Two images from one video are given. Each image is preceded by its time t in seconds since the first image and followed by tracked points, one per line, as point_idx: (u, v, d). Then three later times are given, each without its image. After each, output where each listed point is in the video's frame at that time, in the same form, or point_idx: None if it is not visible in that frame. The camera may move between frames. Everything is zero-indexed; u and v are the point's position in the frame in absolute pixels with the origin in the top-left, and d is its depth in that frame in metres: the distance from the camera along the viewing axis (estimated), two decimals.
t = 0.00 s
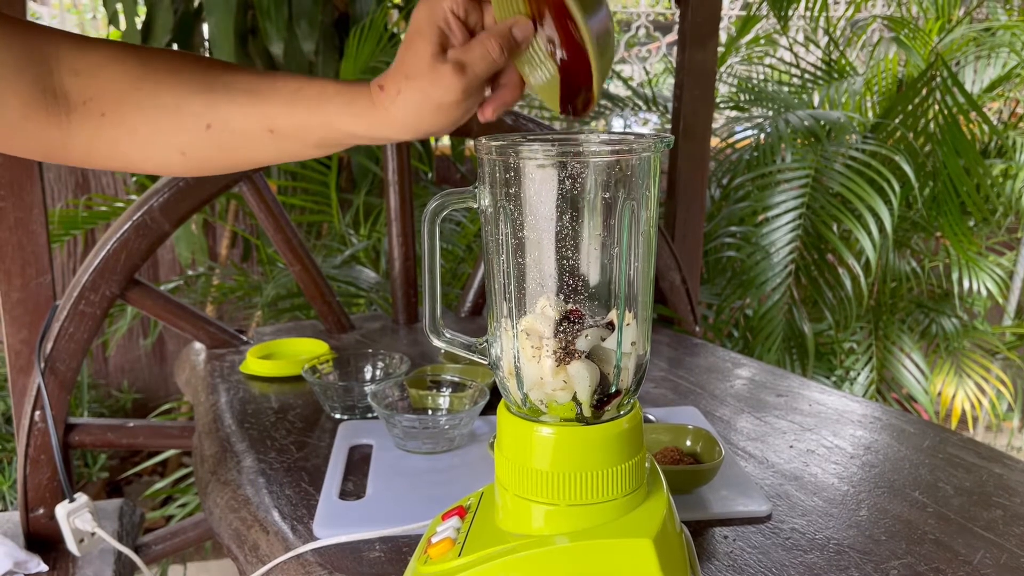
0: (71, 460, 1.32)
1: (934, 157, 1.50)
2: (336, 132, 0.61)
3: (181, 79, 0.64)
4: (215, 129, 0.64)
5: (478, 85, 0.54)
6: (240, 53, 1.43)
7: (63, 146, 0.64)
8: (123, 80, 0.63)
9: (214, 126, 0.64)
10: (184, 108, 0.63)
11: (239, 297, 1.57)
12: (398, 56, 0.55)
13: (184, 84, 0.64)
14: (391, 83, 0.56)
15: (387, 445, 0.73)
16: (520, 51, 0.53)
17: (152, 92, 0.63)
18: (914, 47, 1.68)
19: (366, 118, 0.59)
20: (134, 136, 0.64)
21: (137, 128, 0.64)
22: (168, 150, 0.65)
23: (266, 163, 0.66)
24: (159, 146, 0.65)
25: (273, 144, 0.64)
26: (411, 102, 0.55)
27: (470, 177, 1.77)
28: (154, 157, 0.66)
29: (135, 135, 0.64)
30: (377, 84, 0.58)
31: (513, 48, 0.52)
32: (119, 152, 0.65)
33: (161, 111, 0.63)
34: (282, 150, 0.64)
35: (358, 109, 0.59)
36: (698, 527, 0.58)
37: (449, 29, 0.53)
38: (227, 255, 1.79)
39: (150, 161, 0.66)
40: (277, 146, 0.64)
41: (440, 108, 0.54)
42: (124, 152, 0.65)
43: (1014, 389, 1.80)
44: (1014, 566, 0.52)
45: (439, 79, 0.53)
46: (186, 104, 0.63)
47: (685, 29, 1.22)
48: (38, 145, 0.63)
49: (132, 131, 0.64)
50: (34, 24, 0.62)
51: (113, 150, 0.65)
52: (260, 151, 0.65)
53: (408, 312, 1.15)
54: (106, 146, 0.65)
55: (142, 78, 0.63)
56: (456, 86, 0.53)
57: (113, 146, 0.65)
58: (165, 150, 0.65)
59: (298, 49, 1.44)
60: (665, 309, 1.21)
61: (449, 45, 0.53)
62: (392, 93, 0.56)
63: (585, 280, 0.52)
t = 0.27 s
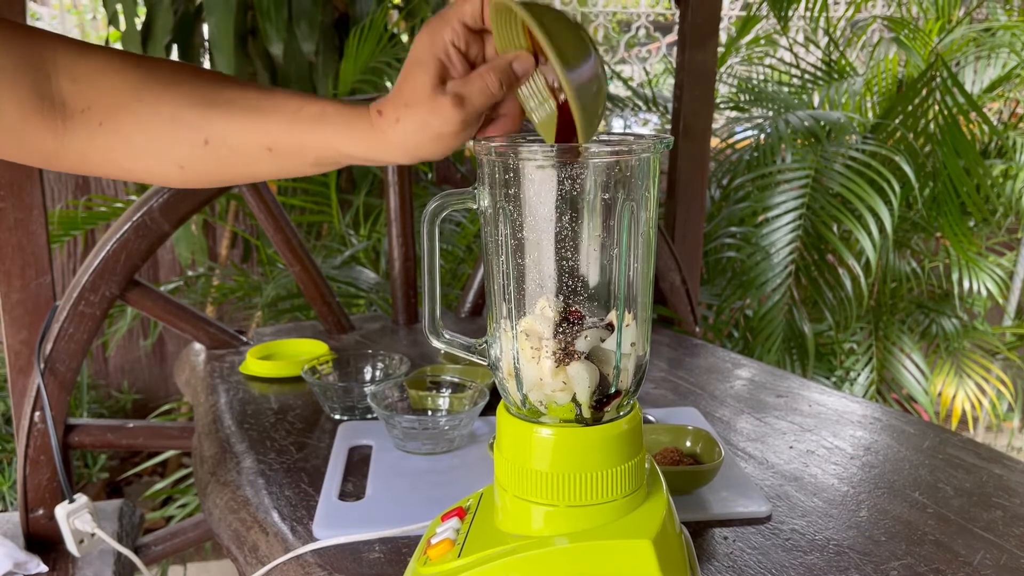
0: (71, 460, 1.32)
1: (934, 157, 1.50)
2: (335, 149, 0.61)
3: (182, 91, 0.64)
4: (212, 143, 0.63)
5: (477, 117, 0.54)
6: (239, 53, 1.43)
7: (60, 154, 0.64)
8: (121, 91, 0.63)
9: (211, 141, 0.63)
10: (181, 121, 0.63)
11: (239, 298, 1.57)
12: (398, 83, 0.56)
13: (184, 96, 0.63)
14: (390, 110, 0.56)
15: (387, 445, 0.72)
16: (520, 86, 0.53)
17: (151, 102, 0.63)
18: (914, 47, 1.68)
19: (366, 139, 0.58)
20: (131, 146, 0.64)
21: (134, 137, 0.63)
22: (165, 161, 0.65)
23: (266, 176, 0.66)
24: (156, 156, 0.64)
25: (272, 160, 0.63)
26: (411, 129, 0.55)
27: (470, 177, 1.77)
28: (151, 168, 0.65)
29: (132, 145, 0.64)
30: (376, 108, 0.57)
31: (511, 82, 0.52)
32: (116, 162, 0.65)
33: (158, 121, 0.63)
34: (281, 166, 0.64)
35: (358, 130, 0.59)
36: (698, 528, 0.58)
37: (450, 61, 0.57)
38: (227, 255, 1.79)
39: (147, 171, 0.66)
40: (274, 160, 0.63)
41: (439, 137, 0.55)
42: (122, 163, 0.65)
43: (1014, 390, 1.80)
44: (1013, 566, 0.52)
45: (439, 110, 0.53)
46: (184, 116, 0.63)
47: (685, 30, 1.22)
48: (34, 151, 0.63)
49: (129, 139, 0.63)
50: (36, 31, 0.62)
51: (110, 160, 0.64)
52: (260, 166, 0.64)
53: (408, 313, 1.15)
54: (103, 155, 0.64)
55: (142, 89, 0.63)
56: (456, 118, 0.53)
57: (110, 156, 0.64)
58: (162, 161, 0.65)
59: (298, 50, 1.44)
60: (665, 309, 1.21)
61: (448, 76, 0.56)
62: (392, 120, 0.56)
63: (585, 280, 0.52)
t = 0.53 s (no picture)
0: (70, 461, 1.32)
1: (934, 158, 1.49)
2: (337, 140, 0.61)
3: (182, 85, 0.64)
4: (213, 137, 0.63)
5: (472, 95, 0.55)
6: (239, 54, 1.43)
7: (59, 152, 0.63)
8: (121, 86, 0.63)
9: (212, 136, 0.63)
10: (179, 117, 0.63)
11: (239, 298, 1.58)
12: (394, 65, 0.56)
13: (185, 90, 0.63)
14: (388, 93, 0.57)
15: (387, 446, 0.73)
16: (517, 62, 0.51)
17: (152, 98, 0.63)
18: (914, 47, 1.68)
19: (363, 127, 0.59)
20: (131, 141, 0.64)
21: (135, 133, 0.63)
22: (165, 156, 0.65)
23: (266, 169, 0.66)
24: (156, 150, 0.64)
25: (273, 155, 0.64)
26: (407, 112, 0.56)
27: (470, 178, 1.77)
28: (151, 162, 0.65)
29: (133, 141, 0.63)
30: (374, 94, 0.58)
31: (506, 60, 0.51)
32: (116, 158, 0.65)
33: (160, 116, 0.63)
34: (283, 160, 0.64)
35: (356, 118, 0.59)
36: (698, 529, 0.58)
37: (444, 41, 0.55)
38: (227, 256, 1.79)
39: (147, 166, 0.66)
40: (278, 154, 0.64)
41: (436, 118, 0.55)
42: (122, 159, 0.65)
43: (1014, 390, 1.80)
44: (1013, 567, 0.52)
45: (433, 89, 0.54)
46: (185, 111, 0.63)
47: (685, 30, 1.22)
48: (33, 149, 0.63)
49: (130, 136, 0.63)
50: (34, 27, 0.62)
51: (110, 156, 0.64)
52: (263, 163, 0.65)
53: (408, 313, 1.15)
54: (103, 151, 0.64)
55: (142, 84, 0.63)
56: (451, 95, 0.54)
57: (110, 152, 0.64)
58: (162, 156, 0.65)
59: (298, 51, 1.44)
60: (665, 310, 1.21)
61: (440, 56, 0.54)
62: (387, 104, 0.57)
63: (584, 281, 0.52)
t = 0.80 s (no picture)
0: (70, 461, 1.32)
1: (935, 158, 1.49)
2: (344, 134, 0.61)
3: (191, 75, 0.63)
4: (224, 127, 0.63)
5: (485, 96, 0.54)
6: (239, 54, 1.43)
7: (71, 143, 0.64)
8: (130, 76, 0.63)
9: (222, 126, 0.63)
10: (190, 106, 0.63)
11: (239, 298, 1.58)
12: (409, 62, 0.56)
13: (192, 80, 0.63)
14: (400, 89, 0.56)
15: (387, 446, 0.73)
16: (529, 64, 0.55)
17: (161, 88, 0.63)
18: (914, 48, 1.68)
19: (375, 123, 0.59)
20: (143, 132, 0.64)
21: (146, 123, 0.63)
22: (177, 146, 0.65)
23: (272, 162, 0.66)
24: (167, 142, 0.65)
25: (283, 146, 0.64)
26: (419, 109, 0.55)
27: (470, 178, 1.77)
28: (163, 153, 0.65)
29: (145, 132, 0.64)
30: (387, 90, 0.58)
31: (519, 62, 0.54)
32: (127, 149, 0.65)
33: (169, 107, 0.63)
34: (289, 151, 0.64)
35: (368, 111, 0.59)
36: (698, 529, 0.58)
37: (459, 39, 0.55)
38: (227, 256, 1.79)
39: (159, 157, 0.66)
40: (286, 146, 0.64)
41: (447, 116, 0.55)
42: (134, 150, 0.65)
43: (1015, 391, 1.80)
44: (1014, 568, 0.52)
45: (447, 88, 0.53)
46: (193, 100, 0.63)
47: (686, 31, 1.22)
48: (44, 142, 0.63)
49: (140, 127, 0.63)
50: (40, 19, 0.62)
51: (122, 147, 0.65)
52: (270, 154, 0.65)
53: (408, 313, 1.15)
54: (116, 142, 0.64)
55: (151, 74, 0.63)
56: (464, 94, 0.53)
57: (122, 142, 0.64)
58: (174, 147, 0.65)
59: (298, 51, 1.44)
60: (665, 310, 1.21)
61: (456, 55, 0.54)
62: (400, 100, 0.56)
63: (585, 281, 0.52)
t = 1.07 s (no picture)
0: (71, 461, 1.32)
1: (935, 158, 1.49)
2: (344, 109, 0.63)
3: (193, 58, 0.65)
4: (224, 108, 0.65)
5: (478, 57, 0.54)
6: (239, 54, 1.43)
7: (78, 129, 0.65)
8: (132, 61, 0.64)
9: (223, 106, 0.65)
10: (192, 88, 0.64)
11: (239, 298, 1.58)
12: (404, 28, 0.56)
13: (191, 62, 0.65)
14: (396, 55, 0.57)
15: (388, 446, 0.73)
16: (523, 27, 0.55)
17: (163, 72, 0.64)
18: (914, 48, 1.68)
19: (374, 96, 0.60)
20: (148, 117, 0.65)
21: (150, 109, 0.65)
22: (181, 130, 0.66)
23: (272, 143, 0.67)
24: (170, 126, 0.66)
25: (280, 122, 0.65)
26: (415, 74, 0.56)
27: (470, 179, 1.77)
28: (168, 137, 0.67)
29: (150, 117, 0.65)
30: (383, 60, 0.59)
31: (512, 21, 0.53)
32: (132, 133, 0.66)
33: (172, 90, 0.64)
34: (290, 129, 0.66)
35: (363, 83, 0.60)
36: (699, 528, 0.58)
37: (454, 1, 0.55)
38: (228, 256, 1.79)
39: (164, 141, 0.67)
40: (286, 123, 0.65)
41: (440, 78, 0.55)
42: (140, 135, 0.66)
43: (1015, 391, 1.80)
44: (1014, 567, 0.52)
45: (440, 48, 0.53)
46: (195, 82, 0.64)
47: (686, 31, 1.22)
48: (53, 126, 0.65)
49: (145, 111, 0.65)
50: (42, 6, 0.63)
51: (128, 132, 0.66)
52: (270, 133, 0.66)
53: (408, 313, 1.15)
54: (121, 127, 0.66)
55: (152, 57, 0.64)
56: (458, 54, 0.53)
57: (128, 127, 0.66)
58: (178, 130, 0.66)
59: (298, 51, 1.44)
60: (666, 310, 1.21)
61: (452, 16, 0.53)
62: (396, 65, 0.57)
63: (585, 281, 0.52)
